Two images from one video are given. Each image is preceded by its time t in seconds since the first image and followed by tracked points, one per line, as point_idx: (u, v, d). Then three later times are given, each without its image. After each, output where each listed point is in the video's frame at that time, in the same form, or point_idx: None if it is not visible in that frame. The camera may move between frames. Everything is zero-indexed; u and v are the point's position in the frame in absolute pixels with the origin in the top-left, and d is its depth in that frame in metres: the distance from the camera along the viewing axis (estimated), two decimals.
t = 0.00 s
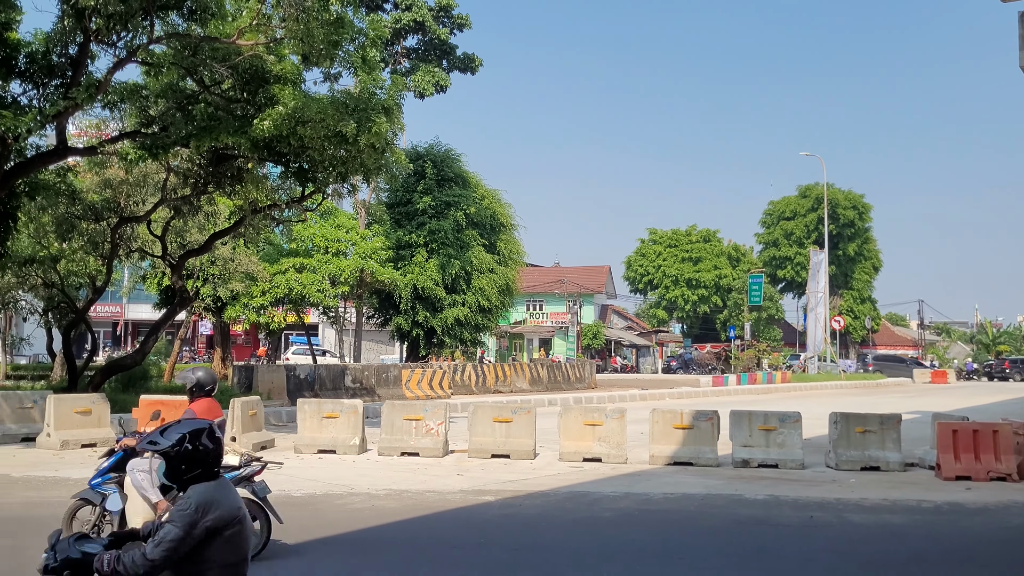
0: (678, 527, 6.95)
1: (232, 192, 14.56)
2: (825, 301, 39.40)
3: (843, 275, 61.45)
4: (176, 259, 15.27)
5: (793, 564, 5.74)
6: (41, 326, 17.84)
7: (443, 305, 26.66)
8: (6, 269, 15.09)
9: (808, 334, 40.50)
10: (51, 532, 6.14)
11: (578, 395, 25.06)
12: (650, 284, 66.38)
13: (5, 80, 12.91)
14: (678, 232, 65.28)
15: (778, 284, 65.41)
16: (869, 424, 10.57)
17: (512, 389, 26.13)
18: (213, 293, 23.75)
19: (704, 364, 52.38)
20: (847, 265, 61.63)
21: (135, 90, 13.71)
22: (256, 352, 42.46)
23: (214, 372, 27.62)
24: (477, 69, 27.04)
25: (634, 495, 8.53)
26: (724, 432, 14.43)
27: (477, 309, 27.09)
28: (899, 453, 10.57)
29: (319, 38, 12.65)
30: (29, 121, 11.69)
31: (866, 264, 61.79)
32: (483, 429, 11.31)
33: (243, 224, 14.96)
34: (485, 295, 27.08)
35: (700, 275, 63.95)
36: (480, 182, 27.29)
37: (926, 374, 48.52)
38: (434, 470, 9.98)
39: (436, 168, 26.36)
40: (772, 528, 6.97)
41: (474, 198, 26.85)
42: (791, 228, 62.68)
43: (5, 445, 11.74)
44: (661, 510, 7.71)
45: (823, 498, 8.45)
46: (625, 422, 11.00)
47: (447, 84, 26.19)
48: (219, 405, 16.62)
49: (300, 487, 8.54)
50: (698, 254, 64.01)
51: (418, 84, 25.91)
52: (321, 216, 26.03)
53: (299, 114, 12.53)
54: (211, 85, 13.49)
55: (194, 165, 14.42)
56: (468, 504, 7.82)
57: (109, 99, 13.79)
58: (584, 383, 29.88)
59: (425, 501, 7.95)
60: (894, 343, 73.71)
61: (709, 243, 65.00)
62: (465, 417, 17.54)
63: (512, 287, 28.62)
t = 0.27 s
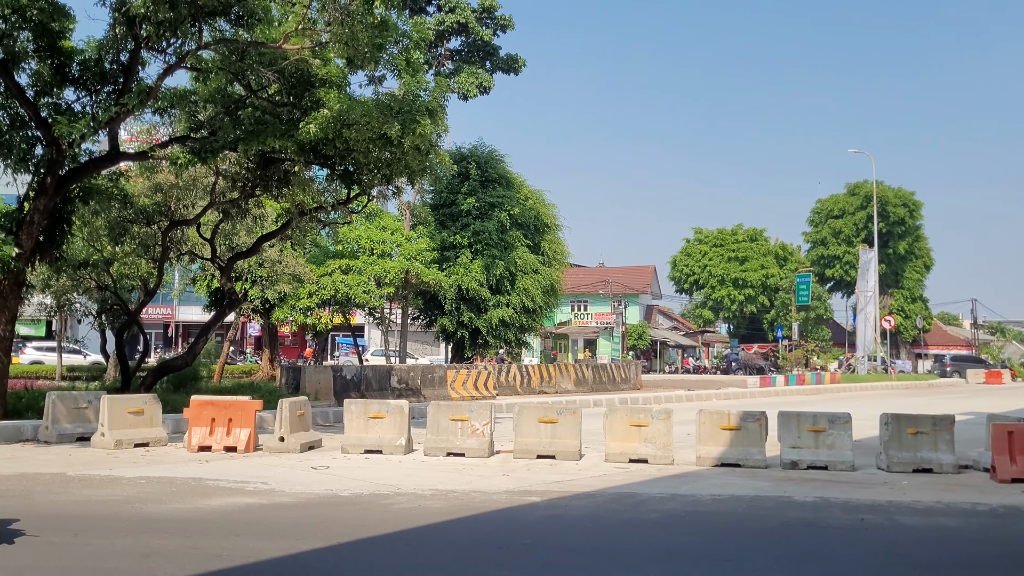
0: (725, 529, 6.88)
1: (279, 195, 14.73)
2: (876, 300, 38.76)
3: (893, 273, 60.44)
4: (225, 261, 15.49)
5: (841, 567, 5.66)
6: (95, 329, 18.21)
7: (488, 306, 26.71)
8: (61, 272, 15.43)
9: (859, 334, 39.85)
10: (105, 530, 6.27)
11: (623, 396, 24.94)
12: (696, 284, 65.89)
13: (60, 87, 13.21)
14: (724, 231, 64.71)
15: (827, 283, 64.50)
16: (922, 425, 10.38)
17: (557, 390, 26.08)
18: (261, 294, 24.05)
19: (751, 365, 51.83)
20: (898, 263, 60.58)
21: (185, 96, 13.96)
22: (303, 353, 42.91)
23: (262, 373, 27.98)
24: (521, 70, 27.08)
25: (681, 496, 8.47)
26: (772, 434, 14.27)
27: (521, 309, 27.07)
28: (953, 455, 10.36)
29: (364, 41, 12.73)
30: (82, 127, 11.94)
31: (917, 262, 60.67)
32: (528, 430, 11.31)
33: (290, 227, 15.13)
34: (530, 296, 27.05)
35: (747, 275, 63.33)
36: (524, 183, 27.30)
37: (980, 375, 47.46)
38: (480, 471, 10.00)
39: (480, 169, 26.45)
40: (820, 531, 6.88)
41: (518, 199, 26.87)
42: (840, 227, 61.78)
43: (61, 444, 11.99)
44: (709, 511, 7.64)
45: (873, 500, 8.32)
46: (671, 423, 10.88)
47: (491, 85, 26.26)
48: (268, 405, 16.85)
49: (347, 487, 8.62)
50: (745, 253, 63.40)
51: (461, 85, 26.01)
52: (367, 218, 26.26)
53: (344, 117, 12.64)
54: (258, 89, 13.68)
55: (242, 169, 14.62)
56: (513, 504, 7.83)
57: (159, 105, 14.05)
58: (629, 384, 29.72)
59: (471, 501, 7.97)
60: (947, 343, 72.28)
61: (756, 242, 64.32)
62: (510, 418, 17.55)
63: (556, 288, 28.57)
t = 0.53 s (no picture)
0: (776, 533, 6.80)
1: (327, 199, 14.89)
2: (930, 301, 38.01)
3: (948, 274, 59.25)
4: (275, 265, 15.69)
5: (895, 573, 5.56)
6: (150, 331, 18.55)
7: (535, 308, 26.69)
8: (117, 276, 15.76)
9: (912, 336, 39.12)
10: (160, 529, 6.38)
11: (671, 398, 24.76)
12: (745, 285, 65.23)
13: (115, 95, 13.50)
14: (773, 232, 63.98)
15: (879, 284, 63.43)
16: (979, 429, 10.16)
17: (605, 392, 25.98)
18: (310, 297, 24.31)
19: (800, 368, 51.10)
20: (952, 264, 59.38)
21: (235, 102, 14.19)
22: (352, 355, 43.28)
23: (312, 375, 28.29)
24: (566, 71, 27.06)
25: (731, 500, 8.39)
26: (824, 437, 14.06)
27: (568, 311, 27.00)
28: (1011, 460, 10.12)
29: (410, 45, 12.81)
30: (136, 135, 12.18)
31: (973, 262, 59.40)
32: (575, 432, 11.28)
33: (339, 230, 15.26)
34: (577, 298, 26.97)
35: (796, 276, 62.53)
36: (570, 185, 27.26)
37: None
38: (528, 473, 10.00)
39: (527, 171, 26.45)
40: (874, 535, 6.76)
41: (565, 201, 26.82)
42: (892, 227, 60.72)
43: (118, 445, 12.24)
44: (760, 515, 7.54)
45: (929, 505, 8.16)
46: (721, 426, 10.80)
47: (537, 87, 26.28)
48: (317, 407, 17.03)
49: (395, 488, 8.67)
50: (795, 254, 62.61)
51: (507, 88, 26.05)
52: (414, 221, 26.47)
53: (391, 121, 12.71)
54: (307, 94, 13.85)
55: (291, 173, 14.80)
56: (561, 507, 7.82)
57: (210, 111, 14.28)
58: (677, 386, 29.49)
59: (519, 503, 7.97)
60: (1004, 345, 70.64)
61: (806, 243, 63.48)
62: (558, 420, 17.52)
63: (603, 290, 28.45)
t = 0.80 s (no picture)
0: (828, 537, 6.70)
1: (375, 202, 15.01)
2: (986, 301, 37.17)
3: (1004, 274, 57.91)
4: (324, 267, 15.85)
5: None
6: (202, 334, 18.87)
7: (581, 310, 26.61)
8: (170, 280, 16.05)
9: (968, 337, 38.29)
10: (213, 528, 6.49)
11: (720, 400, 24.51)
12: (795, 286, 64.44)
13: (167, 102, 13.76)
14: (823, 232, 63.12)
15: (932, 284, 62.22)
16: None
17: (652, 394, 25.83)
18: (358, 299, 24.54)
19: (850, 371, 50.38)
20: (1009, 263, 58.04)
21: (284, 107, 14.37)
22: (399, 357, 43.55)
23: (360, 377, 28.55)
24: (612, 72, 26.98)
25: (782, 503, 8.28)
26: (877, 440, 13.82)
27: (615, 313, 26.85)
28: None
29: (456, 48, 12.86)
30: (188, 140, 12.40)
31: None
32: (623, 434, 11.23)
33: (386, 233, 15.35)
34: (624, 300, 26.82)
35: (847, 276, 61.61)
36: (616, 186, 27.14)
37: None
38: (576, 475, 9.98)
39: (573, 173, 26.40)
40: (930, 540, 6.62)
41: (611, 202, 26.70)
42: (945, 226, 59.53)
43: (172, 445, 12.46)
44: (812, 519, 7.44)
45: (986, 510, 7.98)
46: (771, 428, 10.67)
47: (582, 88, 26.23)
48: (367, 408, 17.18)
49: (444, 489, 8.71)
50: (845, 254, 61.70)
51: (553, 89, 26.02)
52: (460, 223, 26.65)
53: (437, 124, 12.75)
54: (354, 99, 13.97)
55: (339, 177, 14.93)
56: (610, 509, 7.79)
57: (260, 116, 14.47)
58: (726, 388, 29.20)
59: (568, 505, 7.96)
60: None
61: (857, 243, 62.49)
62: (605, 422, 17.45)
63: (650, 291, 28.26)
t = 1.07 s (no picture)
0: (882, 542, 6.57)
1: (420, 205, 15.11)
2: None
3: None
4: (370, 270, 15.98)
5: None
6: (252, 337, 19.12)
7: (627, 312, 26.49)
8: (220, 283, 16.30)
9: None
10: (264, 528, 6.56)
11: (768, 403, 24.24)
12: (844, 287, 63.50)
13: (217, 108, 13.98)
14: (873, 232, 62.11)
15: (987, 285, 60.89)
16: None
17: (700, 397, 25.64)
18: (404, 301, 24.70)
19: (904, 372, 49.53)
20: None
21: (331, 112, 14.51)
22: (444, 359, 43.78)
23: (407, 378, 28.74)
24: (657, 72, 26.84)
25: (834, 507, 8.16)
26: (931, 443, 13.55)
27: (661, 315, 26.65)
28: None
29: (500, 50, 12.86)
30: (238, 146, 12.59)
31: None
32: (671, 437, 11.15)
33: (432, 235, 15.42)
34: (670, 302, 26.61)
35: (898, 277, 60.55)
36: (662, 187, 26.97)
37: None
38: (623, 478, 9.93)
39: (618, 174, 26.31)
40: (988, 546, 6.47)
41: (657, 203, 26.52)
42: (1000, 225, 58.21)
43: (222, 446, 12.64)
44: (865, 523, 7.31)
45: None
46: (821, 431, 10.55)
47: (627, 89, 26.14)
48: (414, 410, 17.28)
49: (491, 491, 8.72)
50: (896, 254, 60.65)
51: (597, 90, 25.94)
52: (505, 226, 26.78)
53: (483, 126, 12.73)
54: (400, 103, 14.06)
55: (385, 180, 15.06)
56: (658, 512, 7.73)
57: (307, 121, 14.66)
58: (774, 391, 28.85)
59: (616, 508, 7.91)
60: None
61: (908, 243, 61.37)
62: (652, 425, 17.36)
63: (697, 293, 28.01)
